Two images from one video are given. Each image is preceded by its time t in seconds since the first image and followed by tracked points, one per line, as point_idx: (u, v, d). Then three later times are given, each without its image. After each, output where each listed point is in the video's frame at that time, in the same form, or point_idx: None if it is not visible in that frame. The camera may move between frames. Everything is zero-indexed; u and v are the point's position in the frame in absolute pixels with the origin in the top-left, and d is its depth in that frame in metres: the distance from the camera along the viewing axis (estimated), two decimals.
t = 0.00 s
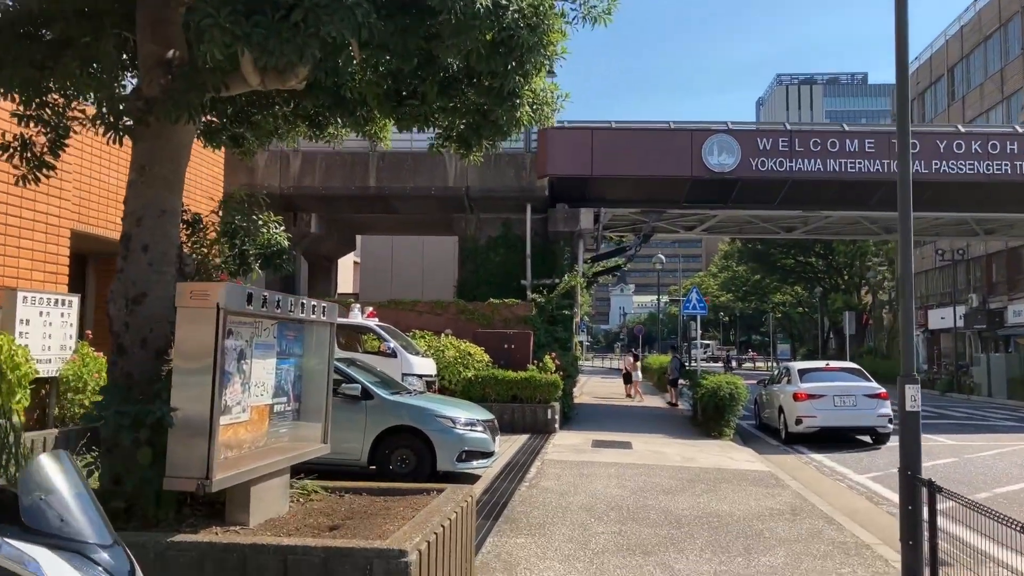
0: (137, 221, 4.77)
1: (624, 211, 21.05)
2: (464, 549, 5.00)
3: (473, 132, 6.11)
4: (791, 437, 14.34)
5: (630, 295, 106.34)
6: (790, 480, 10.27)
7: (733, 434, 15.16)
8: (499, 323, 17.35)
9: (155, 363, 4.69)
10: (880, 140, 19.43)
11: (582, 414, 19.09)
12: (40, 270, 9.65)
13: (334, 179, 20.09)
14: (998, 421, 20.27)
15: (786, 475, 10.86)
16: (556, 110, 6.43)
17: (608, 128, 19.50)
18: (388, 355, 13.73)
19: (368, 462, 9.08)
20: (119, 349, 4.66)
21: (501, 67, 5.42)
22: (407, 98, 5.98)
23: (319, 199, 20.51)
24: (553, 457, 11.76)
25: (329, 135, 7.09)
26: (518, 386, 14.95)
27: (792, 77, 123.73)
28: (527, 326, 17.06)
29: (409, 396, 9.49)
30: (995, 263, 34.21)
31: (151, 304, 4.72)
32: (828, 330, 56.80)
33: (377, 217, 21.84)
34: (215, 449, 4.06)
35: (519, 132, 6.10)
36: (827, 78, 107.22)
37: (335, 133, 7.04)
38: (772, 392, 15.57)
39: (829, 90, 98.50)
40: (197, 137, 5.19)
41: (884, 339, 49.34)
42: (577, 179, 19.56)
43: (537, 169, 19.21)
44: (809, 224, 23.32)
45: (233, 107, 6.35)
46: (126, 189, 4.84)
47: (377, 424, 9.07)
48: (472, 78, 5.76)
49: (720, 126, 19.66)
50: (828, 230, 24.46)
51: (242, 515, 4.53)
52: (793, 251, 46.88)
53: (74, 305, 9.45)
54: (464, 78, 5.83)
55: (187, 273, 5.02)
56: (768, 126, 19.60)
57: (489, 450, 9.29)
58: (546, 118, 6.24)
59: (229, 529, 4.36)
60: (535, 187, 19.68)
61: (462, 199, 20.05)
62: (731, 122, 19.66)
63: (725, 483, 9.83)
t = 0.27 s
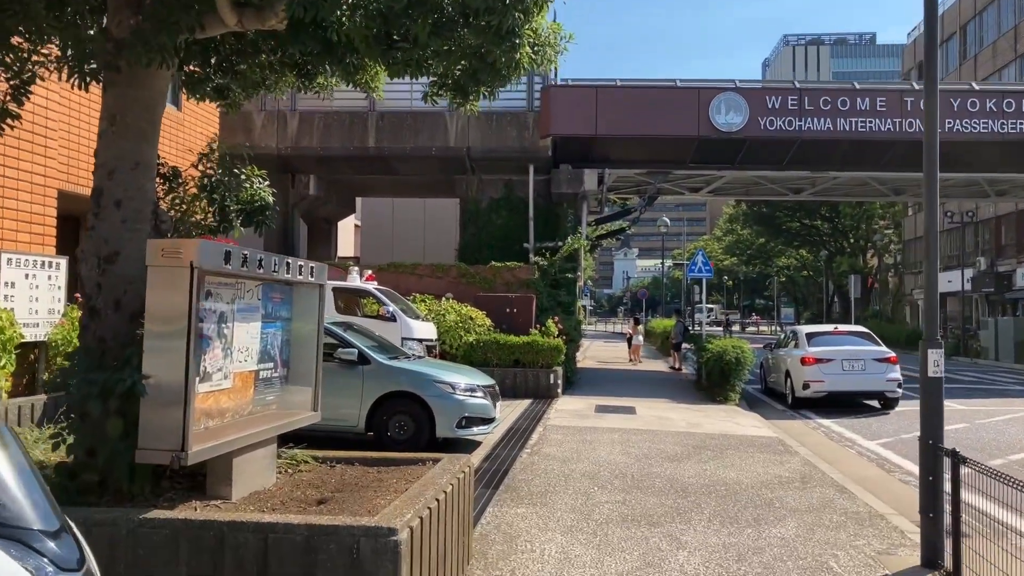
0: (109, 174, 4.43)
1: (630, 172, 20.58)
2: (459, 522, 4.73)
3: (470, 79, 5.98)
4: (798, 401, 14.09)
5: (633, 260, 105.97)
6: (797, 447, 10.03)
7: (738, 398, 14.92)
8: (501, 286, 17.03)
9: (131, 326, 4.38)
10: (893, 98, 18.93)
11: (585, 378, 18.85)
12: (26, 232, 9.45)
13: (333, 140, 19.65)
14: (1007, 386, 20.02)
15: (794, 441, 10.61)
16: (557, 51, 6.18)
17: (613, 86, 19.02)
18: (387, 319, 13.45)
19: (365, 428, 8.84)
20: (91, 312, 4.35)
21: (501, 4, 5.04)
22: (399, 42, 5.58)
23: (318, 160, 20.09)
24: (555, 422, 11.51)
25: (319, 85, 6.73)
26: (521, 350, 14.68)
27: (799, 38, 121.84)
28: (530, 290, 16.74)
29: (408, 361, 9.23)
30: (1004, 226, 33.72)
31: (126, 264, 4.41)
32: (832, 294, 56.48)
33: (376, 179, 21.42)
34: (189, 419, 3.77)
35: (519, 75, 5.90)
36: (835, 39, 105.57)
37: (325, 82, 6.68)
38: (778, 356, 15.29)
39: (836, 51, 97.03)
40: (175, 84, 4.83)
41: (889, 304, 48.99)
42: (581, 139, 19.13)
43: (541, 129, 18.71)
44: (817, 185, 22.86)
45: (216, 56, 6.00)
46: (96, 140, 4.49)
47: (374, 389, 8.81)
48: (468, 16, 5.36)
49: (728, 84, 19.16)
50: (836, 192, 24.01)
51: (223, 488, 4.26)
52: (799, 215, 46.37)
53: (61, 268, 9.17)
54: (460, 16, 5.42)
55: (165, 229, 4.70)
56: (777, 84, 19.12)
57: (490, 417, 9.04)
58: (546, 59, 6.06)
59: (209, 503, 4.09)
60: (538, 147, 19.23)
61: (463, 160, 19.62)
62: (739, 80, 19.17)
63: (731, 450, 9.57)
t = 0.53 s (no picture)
0: (73, 141, 4.13)
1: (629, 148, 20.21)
2: (450, 510, 4.48)
3: (460, 40, 5.72)
4: (799, 381, 13.85)
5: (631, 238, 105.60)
6: (799, 428, 9.80)
7: (738, 378, 14.68)
8: (498, 264, 16.73)
9: (97, 305, 4.09)
10: (898, 72, 18.54)
11: (583, 357, 18.62)
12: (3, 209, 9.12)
13: (327, 115, 19.25)
14: (1008, 365, 19.82)
15: (796, 422, 10.37)
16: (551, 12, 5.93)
17: (612, 59, 18.61)
18: (380, 297, 13.15)
19: (356, 410, 8.59)
20: (55, 290, 4.06)
21: None
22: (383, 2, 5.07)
23: (311, 136, 19.69)
24: (552, 403, 11.27)
25: (300, 49, 6.34)
26: (518, 329, 14.41)
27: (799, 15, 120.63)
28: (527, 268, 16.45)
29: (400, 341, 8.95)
30: (1005, 203, 33.40)
31: (92, 238, 4.11)
32: (830, 273, 56.25)
33: (371, 155, 21.04)
34: (156, 404, 3.50)
35: (514, 36, 5.69)
36: (835, 15, 104.50)
37: (308, 46, 6.32)
38: (779, 335, 15.04)
39: (837, 28, 96.09)
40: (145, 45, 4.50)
41: (889, 282, 48.76)
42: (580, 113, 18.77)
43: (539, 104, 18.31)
44: (819, 161, 22.51)
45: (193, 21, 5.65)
46: (58, 104, 4.18)
47: (366, 369, 8.54)
48: None
49: (730, 58, 18.76)
50: (838, 169, 23.66)
51: (197, 477, 4.00)
52: (798, 193, 45.99)
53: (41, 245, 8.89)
54: None
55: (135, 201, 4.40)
56: (780, 57, 18.72)
57: (485, 398, 8.80)
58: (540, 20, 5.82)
59: (181, 494, 3.83)
60: (535, 122, 18.84)
61: (459, 135, 19.24)
62: (741, 53, 18.76)
63: (732, 431, 9.33)
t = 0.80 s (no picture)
0: (22, 112, 3.80)
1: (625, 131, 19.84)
2: (436, 510, 4.18)
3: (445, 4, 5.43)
4: (799, 368, 13.57)
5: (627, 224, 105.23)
6: (801, 417, 9.53)
7: (737, 365, 14.40)
8: (492, 249, 16.39)
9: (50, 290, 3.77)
10: (899, 53, 18.18)
11: (578, 344, 18.32)
12: None
13: (318, 97, 18.82)
14: (1009, 351, 19.58)
15: (797, 410, 10.09)
16: None
17: (609, 40, 18.22)
18: (371, 283, 12.84)
19: (343, 400, 8.30)
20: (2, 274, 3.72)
21: None
22: None
23: (302, 118, 19.28)
24: (546, 391, 10.98)
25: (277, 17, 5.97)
26: (512, 316, 14.10)
27: None
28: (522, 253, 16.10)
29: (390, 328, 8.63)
30: (1005, 188, 33.07)
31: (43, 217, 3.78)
32: (827, 258, 56.01)
33: (363, 138, 20.64)
34: (107, 395, 3.19)
35: None
36: None
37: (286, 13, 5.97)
38: (779, 321, 14.75)
39: (834, 12, 95.47)
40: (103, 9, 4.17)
41: (886, 268, 48.51)
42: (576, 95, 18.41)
43: (534, 85, 17.92)
44: (819, 145, 22.16)
45: None
46: (7, 71, 3.85)
47: (352, 357, 8.23)
48: None
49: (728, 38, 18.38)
50: (838, 152, 23.32)
51: (159, 476, 3.69)
52: (796, 178, 45.65)
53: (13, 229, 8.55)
54: None
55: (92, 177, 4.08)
56: (780, 38, 18.35)
57: (476, 386, 8.49)
58: None
59: (141, 495, 3.53)
60: (530, 104, 18.46)
61: (453, 118, 18.85)
62: (740, 34, 18.38)
63: (732, 421, 9.05)
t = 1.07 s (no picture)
0: None
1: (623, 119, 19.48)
2: (420, 520, 3.86)
3: None
4: (801, 361, 13.27)
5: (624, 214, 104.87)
6: (804, 412, 9.24)
7: (737, 358, 14.10)
8: (487, 240, 16.05)
9: None
10: (903, 39, 17.80)
11: (576, 336, 18.01)
12: None
13: (309, 84, 18.44)
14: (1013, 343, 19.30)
15: (800, 405, 9.79)
16: None
17: (606, 25, 17.84)
18: (362, 275, 12.52)
19: (330, 396, 8.00)
20: None
21: None
22: None
23: (294, 106, 18.90)
24: (542, 385, 10.67)
25: None
26: (508, 307, 13.78)
27: None
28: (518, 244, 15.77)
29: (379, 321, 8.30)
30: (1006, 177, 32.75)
31: None
32: (826, 249, 55.73)
33: (356, 126, 20.28)
34: (46, 398, 2.90)
35: None
36: None
37: None
38: (780, 313, 14.44)
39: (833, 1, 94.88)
40: None
41: (885, 259, 48.23)
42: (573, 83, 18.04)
43: (530, 73, 17.55)
44: (819, 133, 21.82)
45: None
46: None
47: (340, 352, 7.92)
48: None
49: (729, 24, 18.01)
50: (839, 141, 22.97)
51: (114, 486, 3.38)
52: (795, 168, 45.31)
53: None
54: None
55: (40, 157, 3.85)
56: (781, 24, 17.97)
57: (469, 381, 8.18)
58: None
59: (92, 508, 3.22)
60: (526, 92, 18.09)
61: (447, 106, 18.49)
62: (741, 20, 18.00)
63: (734, 417, 8.75)
